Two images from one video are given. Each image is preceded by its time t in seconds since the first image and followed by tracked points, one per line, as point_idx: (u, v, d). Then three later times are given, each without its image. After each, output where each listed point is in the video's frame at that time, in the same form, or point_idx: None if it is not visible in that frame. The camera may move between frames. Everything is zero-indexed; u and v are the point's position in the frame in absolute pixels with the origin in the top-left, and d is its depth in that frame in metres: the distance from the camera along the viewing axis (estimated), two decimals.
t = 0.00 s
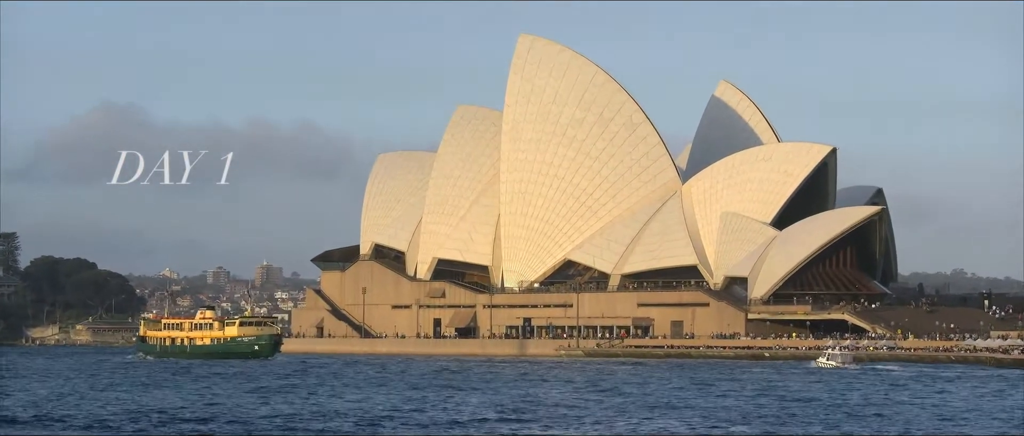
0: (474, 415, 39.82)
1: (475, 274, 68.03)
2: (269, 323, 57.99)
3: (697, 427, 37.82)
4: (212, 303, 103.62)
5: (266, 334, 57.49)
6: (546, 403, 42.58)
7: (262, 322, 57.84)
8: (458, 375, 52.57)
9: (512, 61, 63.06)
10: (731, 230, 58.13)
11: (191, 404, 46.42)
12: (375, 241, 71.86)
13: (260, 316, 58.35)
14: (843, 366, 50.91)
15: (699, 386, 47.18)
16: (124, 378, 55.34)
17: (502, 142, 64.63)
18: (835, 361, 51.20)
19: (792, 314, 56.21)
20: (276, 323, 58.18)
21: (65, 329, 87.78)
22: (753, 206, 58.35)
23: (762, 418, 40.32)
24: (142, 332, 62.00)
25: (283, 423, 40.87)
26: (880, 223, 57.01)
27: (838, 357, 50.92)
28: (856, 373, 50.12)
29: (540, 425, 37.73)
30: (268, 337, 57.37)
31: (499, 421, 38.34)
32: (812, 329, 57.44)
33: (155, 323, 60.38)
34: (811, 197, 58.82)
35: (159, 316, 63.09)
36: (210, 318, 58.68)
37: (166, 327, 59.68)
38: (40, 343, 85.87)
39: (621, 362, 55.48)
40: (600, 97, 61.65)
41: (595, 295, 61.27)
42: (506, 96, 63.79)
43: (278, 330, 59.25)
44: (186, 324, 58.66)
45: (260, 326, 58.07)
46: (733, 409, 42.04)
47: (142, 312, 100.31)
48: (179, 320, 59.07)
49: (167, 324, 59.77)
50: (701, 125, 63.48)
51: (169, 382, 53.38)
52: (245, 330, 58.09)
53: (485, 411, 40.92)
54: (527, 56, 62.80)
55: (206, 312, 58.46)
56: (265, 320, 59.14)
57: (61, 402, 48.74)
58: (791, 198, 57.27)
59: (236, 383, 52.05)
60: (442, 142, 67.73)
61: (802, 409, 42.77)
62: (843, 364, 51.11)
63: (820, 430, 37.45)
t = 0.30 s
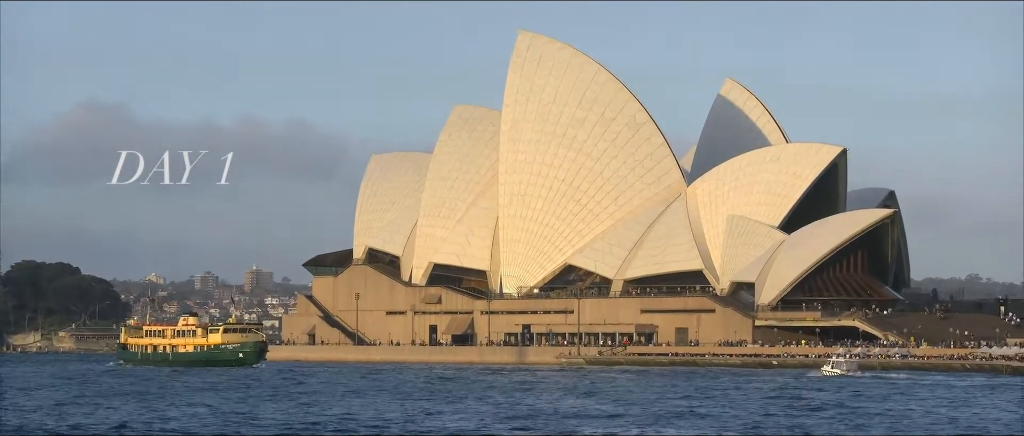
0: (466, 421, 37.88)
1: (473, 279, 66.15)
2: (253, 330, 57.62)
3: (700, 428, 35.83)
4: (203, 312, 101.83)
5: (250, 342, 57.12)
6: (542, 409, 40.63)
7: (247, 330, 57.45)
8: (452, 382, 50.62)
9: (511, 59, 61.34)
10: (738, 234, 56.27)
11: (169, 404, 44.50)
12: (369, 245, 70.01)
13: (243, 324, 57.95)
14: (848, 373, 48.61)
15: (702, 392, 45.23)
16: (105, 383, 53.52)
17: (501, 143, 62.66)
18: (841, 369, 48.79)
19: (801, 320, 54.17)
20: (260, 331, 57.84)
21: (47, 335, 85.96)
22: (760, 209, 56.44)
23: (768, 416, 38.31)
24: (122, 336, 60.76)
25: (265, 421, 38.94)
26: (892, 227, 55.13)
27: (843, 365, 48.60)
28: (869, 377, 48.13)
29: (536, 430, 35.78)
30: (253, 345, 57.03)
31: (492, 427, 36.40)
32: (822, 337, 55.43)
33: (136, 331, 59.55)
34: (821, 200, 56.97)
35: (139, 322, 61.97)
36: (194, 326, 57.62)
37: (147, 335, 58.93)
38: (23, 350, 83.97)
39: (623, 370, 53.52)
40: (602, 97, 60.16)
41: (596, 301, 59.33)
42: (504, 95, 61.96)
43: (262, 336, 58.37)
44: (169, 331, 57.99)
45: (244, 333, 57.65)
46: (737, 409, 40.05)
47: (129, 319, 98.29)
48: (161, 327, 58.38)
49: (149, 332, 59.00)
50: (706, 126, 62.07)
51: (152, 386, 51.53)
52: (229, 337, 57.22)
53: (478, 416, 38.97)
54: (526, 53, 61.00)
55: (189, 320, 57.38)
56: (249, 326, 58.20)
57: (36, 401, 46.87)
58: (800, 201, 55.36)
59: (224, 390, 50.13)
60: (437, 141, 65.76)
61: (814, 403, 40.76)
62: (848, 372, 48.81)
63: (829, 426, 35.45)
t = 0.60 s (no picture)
0: (463, 422, 37.57)
1: (473, 279, 65.84)
2: (247, 331, 57.68)
3: (699, 428, 35.52)
4: (199, 311, 101.37)
5: (244, 342, 57.18)
6: (540, 410, 40.32)
7: (240, 330, 57.48)
8: (450, 383, 50.30)
9: (511, 57, 61.01)
10: (739, 233, 55.98)
11: (166, 403, 44.20)
12: (369, 245, 69.72)
13: (237, 323, 57.73)
14: (844, 373, 48.16)
15: (703, 391, 44.92)
16: (100, 383, 53.19)
17: (501, 142, 62.27)
18: (837, 369, 48.34)
19: (803, 320, 53.84)
20: (253, 332, 57.87)
21: (44, 335, 85.80)
22: (762, 208, 56.12)
23: (766, 415, 38.00)
24: (116, 336, 60.50)
25: (259, 420, 38.66)
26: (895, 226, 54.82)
27: (839, 365, 48.14)
28: (871, 377, 47.79)
29: (533, 430, 35.48)
30: (247, 345, 57.10)
31: (489, 428, 36.11)
32: (824, 336, 55.15)
33: (129, 331, 59.41)
34: (823, 199, 56.68)
35: (133, 323, 61.74)
36: (188, 326, 57.55)
37: (140, 335, 58.83)
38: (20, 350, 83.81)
39: (623, 370, 53.23)
40: (603, 95, 59.84)
41: (597, 301, 59.01)
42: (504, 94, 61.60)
43: (256, 335, 58.17)
44: (162, 331, 57.96)
45: (238, 333, 57.56)
46: (735, 409, 39.75)
47: (126, 319, 97.99)
48: (155, 327, 58.35)
49: (142, 332, 58.91)
50: (708, 125, 61.80)
51: (147, 386, 51.23)
52: (222, 338, 57.23)
53: (475, 417, 38.66)
54: (526, 52, 60.67)
55: (184, 320, 57.33)
56: (242, 325, 58.07)
57: (29, 401, 46.57)
58: (801, 200, 55.06)
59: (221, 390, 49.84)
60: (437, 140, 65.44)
61: (816, 404, 40.43)
62: (844, 372, 48.35)
63: (827, 425, 35.14)
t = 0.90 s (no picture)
0: (461, 422, 37.59)
1: (473, 279, 65.84)
2: (243, 331, 57.61)
3: (697, 428, 35.52)
4: (198, 311, 101.45)
5: (239, 342, 57.06)
6: (538, 410, 40.33)
7: (235, 330, 57.42)
8: (450, 383, 50.31)
9: (511, 57, 61.02)
10: (739, 233, 56.00)
11: (165, 403, 44.21)
12: (369, 245, 69.72)
13: (232, 323, 57.63)
14: (838, 373, 48.16)
15: (703, 391, 44.93)
16: (98, 383, 53.19)
17: (501, 142, 62.28)
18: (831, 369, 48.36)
19: (803, 320, 53.85)
20: (249, 332, 57.78)
21: (44, 335, 86.00)
22: (762, 207, 56.13)
23: (764, 415, 38.00)
24: (112, 335, 60.63)
25: (256, 420, 38.65)
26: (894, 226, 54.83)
27: (834, 365, 48.15)
28: (870, 377, 47.79)
29: (530, 431, 35.48)
30: (242, 346, 56.96)
31: (487, 428, 36.11)
32: (824, 336, 55.17)
33: (125, 331, 59.47)
34: (823, 199, 56.68)
35: (130, 322, 61.74)
36: (183, 326, 57.56)
37: (136, 335, 58.91)
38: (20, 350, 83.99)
39: (623, 370, 53.24)
40: (603, 95, 59.85)
41: (597, 301, 59.02)
42: (504, 94, 61.61)
43: (252, 335, 57.99)
44: (158, 331, 58.04)
45: (233, 333, 57.45)
46: (733, 409, 39.76)
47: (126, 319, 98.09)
48: (151, 328, 58.42)
49: (138, 332, 58.97)
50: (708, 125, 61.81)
51: (146, 386, 51.24)
52: (217, 338, 57.15)
53: (473, 417, 38.67)
54: (526, 52, 60.68)
55: (178, 320, 57.37)
56: (238, 324, 57.88)
57: (26, 400, 46.56)
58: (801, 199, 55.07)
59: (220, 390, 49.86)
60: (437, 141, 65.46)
61: (815, 404, 40.44)
62: (838, 372, 48.37)
63: (825, 426, 35.13)
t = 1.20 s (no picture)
0: (460, 421, 37.58)
1: (473, 279, 65.82)
2: (238, 331, 57.71)
3: (695, 427, 35.49)
4: (198, 311, 101.46)
5: (234, 342, 57.20)
6: (536, 410, 40.33)
7: (231, 330, 57.53)
8: (449, 383, 50.34)
9: (511, 57, 61.02)
10: (739, 233, 56.01)
11: (163, 402, 44.21)
12: (369, 245, 69.73)
13: (227, 323, 57.88)
14: (833, 372, 48.11)
15: (702, 391, 44.91)
16: (97, 383, 53.24)
17: (501, 142, 62.28)
18: (826, 369, 48.27)
19: (803, 320, 53.84)
20: (244, 332, 57.88)
21: (45, 335, 86.16)
22: (762, 207, 56.13)
23: (762, 414, 37.99)
24: (109, 336, 60.83)
25: (254, 420, 38.66)
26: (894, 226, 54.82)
27: (829, 364, 48.09)
28: (870, 376, 47.76)
29: (529, 430, 35.49)
30: (237, 346, 57.07)
31: (484, 428, 36.09)
32: (824, 336, 55.15)
33: (120, 331, 59.62)
34: (823, 199, 56.68)
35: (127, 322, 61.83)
36: (178, 325, 57.81)
37: (131, 335, 59.09)
38: (21, 350, 84.17)
39: (622, 370, 53.25)
40: (604, 95, 59.85)
41: (597, 301, 59.00)
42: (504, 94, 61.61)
43: (247, 336, 58.17)
44: (153, 331, 58.22)
45: (228, 333, 57.65)
46: (732, 409, 39.73)
47: (126, 318, 98.09)
48: (146, 327, 58.57)
49: (133, 332, 59.12)
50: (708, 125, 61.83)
51: (145, 386, 51.28)
52: (212, 338, 57.30)
53: (472, 417, 38.66)
54: (526, 52, 60.69)
55: (173, 320, 57.60)
56: (234, 325, 58.05)
57: (25, 400, 46.58)
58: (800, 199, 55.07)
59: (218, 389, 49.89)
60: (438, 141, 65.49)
61: (814, 404, 40.40)
62: (833, 372, 48.31)
63: (824, 426, 35.11)
